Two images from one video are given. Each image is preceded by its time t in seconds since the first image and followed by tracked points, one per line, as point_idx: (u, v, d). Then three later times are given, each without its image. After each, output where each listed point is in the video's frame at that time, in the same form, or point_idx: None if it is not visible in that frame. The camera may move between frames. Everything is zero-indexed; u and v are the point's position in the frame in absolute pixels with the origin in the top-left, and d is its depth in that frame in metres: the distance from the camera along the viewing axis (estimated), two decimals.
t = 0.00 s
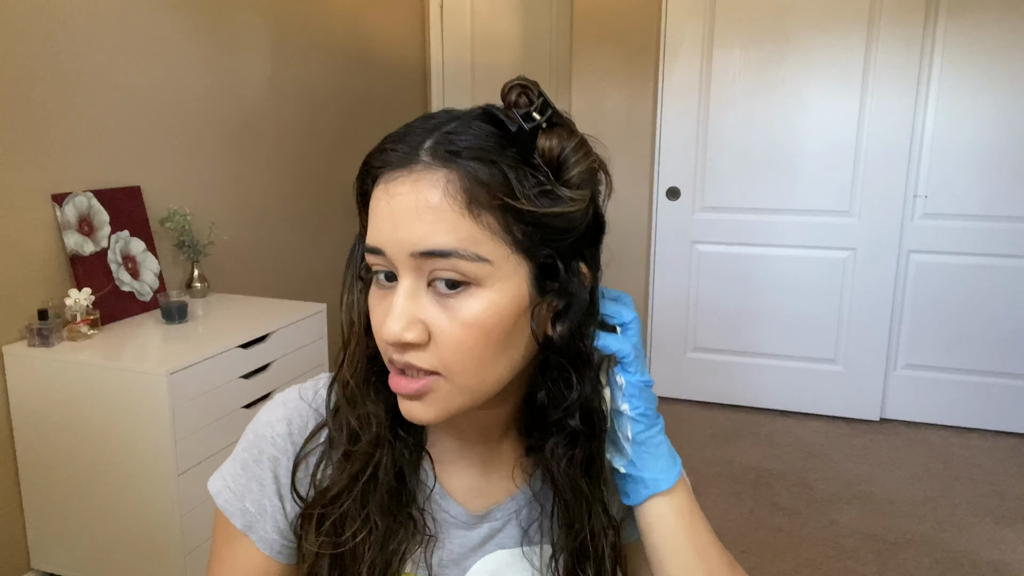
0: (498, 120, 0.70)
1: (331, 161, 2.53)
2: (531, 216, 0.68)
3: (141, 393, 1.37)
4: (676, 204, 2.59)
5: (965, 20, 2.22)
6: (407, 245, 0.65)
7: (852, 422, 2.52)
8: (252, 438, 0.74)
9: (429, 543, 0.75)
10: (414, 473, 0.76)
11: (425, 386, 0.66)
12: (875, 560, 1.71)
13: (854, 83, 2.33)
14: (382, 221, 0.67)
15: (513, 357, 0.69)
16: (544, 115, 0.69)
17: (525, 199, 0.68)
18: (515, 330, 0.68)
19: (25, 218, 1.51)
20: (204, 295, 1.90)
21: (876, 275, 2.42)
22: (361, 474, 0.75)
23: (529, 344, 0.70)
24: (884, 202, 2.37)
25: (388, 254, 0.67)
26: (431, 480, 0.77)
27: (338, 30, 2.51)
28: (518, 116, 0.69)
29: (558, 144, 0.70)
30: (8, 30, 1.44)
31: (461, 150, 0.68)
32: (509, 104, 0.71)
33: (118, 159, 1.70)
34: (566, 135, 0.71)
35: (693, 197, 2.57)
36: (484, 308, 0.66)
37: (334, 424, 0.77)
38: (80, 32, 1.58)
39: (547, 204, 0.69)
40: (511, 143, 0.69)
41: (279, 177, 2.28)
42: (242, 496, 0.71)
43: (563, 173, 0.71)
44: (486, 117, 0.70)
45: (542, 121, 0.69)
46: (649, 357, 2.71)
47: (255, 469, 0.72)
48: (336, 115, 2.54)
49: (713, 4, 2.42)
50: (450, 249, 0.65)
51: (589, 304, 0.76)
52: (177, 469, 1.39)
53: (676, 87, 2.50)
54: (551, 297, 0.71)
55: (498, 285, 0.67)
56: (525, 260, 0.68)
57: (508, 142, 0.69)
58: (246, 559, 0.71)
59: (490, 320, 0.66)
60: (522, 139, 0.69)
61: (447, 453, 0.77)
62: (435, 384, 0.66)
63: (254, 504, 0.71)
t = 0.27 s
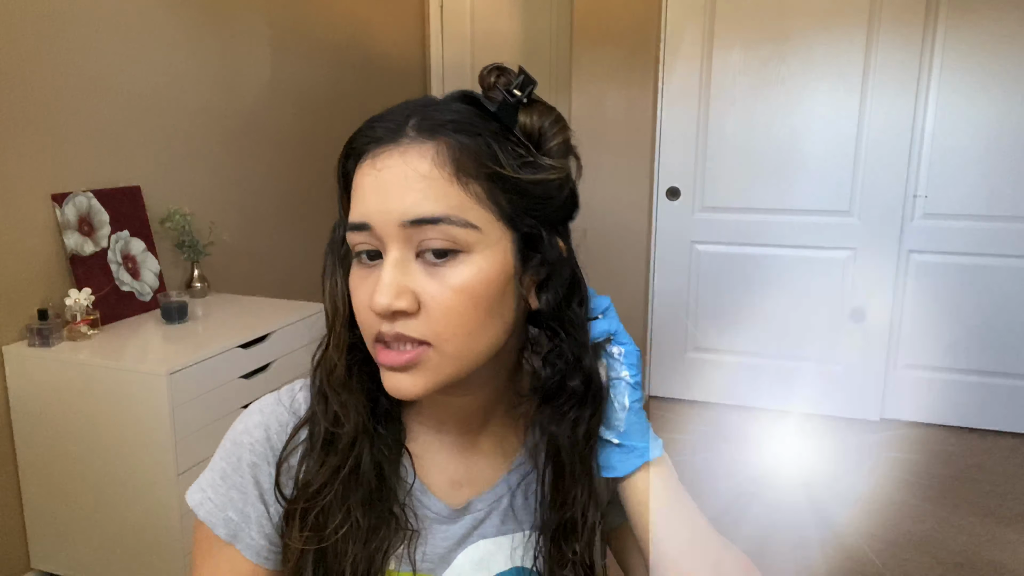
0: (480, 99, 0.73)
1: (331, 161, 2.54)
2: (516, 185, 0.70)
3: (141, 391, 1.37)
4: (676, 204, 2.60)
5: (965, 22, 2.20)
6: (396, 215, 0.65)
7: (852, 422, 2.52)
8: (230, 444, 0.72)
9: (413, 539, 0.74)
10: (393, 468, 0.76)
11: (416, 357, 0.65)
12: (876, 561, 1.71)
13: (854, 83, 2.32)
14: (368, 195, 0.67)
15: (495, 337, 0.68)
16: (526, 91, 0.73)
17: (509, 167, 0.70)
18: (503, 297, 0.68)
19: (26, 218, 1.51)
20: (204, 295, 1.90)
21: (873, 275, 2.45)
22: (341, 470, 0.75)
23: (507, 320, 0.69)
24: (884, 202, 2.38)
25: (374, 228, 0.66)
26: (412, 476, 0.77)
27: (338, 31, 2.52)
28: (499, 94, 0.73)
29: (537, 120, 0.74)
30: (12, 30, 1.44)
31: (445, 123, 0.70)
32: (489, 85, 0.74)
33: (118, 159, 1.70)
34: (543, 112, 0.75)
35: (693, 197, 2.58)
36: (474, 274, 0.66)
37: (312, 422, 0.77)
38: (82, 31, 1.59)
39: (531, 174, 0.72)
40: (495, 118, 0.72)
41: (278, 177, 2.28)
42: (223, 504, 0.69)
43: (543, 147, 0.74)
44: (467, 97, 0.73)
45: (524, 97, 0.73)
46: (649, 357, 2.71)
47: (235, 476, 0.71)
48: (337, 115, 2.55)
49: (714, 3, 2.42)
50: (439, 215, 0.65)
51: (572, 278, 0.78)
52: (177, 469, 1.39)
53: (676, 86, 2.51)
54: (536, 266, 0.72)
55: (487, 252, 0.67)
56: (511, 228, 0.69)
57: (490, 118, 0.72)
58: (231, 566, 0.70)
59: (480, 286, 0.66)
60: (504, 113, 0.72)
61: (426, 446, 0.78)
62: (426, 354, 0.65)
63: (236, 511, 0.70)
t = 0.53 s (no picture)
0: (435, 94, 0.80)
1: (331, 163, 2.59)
2: (473, 169, 0.76)
3: (140, 392, 1.40)
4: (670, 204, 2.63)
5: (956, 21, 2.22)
6: (357, 204, 0.70)
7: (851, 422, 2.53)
8: (225, 443, 0.79)
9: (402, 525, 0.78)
10: (378, 460, 0.82)
11: (382, 338, 0.71)
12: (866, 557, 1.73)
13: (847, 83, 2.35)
14: (331, 188, 0.72)
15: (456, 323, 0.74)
16: (477, 81, 0.80)
17: (466, 153, 0.77)
18: (463, 282, 0.73)
19: (28, 218, 1.56)
20: (204, 295, 1.94)
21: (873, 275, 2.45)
22: (330, 460, 0.81)
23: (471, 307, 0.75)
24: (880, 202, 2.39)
25: (336, 218, 0.71)
26: (395, 467, 0.82)
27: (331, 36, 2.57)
28: (453, 87, 0.80)
29: (490, 108, 0.80)
30: (17, 37, 1.51)
31: (404, 114, 0.77)
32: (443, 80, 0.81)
33: (118, 160, 1.76)
34: (496, 100, 0.81)
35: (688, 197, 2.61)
36: (434, 257, 0.71)
37: (300, 419, 0.84)
38: (83, 37, 1.65)
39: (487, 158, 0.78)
40: (451, 108, 0.79)
41: (275, 179, 2.32)
42: (223, 496, 0.76)
43: (497, 134, 0.81)
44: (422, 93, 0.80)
45: (475, 87, 0.80)
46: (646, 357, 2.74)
47: (233, 471, 0.78)
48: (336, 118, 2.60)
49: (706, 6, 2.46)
50: (398, 200, 0.70)
51: (533, 259, 0.84)
52: (177, 468, 1.42)
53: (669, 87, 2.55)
54: (495, 248, 0.77)
55: (445, 235, 0.72)
56: (470, 210, 0.75)
57: (446, 109, 0.79)
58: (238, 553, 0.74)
59: (440, 267, 0.71)
60: (458, 104, 0.79)
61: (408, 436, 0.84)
62: (393, 335, 0.71)
63: (237, 501, 0.76)
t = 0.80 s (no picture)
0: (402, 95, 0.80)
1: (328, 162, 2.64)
2: (444, 169, 0.77)
3: (140, 392, 1.45)
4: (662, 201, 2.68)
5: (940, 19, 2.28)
6: (330, 212, 0.70)
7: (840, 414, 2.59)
8: (235, 437, 0.80)
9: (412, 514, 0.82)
10: (383, 449, 0.85)
11: (365, 343, 0.72)
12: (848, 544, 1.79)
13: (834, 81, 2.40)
14: (303, 196, 0.72)
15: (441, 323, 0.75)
16: (443, 81, 0.80)
17: (435, 154, 0.77)
18: (440, 284, 0.74)
19: (29, 220, 1.62)
20: (204, 294, 2.01)
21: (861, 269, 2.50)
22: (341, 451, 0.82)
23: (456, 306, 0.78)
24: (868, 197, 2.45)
25: (310, 226, 0.71)
26: (398, 458, 0.85)
27: (326, 38, 2.63)
28: (420, 87, 0.80)
29: (458, 107, 0.81)
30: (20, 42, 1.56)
31: (371, 117, 0.78)
32: (410, 79, 0.81)
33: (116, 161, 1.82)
34: (464, 99, 0.81)
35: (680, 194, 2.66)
36: (410, 260, 0.72)
37: (302, 416, 0.84)
38: (83, 42, 1.71)
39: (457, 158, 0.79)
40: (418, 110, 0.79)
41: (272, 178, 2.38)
42: (248, 478, 0.75)
43: (465, 133, 0.81)
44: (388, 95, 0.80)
45: (442, 86, 0.79)
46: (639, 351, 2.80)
47: (251, 457, 0.78)
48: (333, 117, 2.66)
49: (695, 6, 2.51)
50: (371, 206, 0.71)
51: (504, 257, 0.86)
52: (177, 469, 1.47)
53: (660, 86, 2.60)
54: (470, 249, 0.79)
55: (419, 238, 0.73)
56: (442, 211, 0.76)
57: (414, 109, 0.80)
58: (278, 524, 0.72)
59: (418, 270, 0.72)
60: (426, 104, 0.79)
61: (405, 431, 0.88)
62: (375, 338, 0.72)
63: (264, 481, 0.75)
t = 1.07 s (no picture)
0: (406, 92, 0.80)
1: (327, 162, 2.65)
2: (445, 164, 0.77)
3: (140, 392, 1.45)
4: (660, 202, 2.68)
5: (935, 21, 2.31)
6: (333, 206, 0.70)
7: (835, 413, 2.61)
8: (226, 450, 0.81)
9: (406, 516, 0.81)
10: (378, 453, 0.84)
11: (364, 340, 0.72)
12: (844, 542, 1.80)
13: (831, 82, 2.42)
14: (307, 190, 0.72)
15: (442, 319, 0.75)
16: (447, 76, 0.79)
17: (438, 149, 0.77)
18: (444, 276, 0.74)
19: (29, 219, 1.62)
20: (203, 294, 2.01)
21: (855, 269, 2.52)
22: (330, 456, 0.82)
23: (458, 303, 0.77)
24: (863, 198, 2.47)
25: (314, 220, 0.71)
26: (394, 459, 0.84)
27: (327, 38, 2.64)
28: (423, 84, 0.80)
29: (461, 104, 0.80)
30: (22, 42, 1.57)
31: (376, 113, 0.78)
32: (413, 76, 0.81)
33: (117, 161, 1.83)
34: (466, 95, 0.81)
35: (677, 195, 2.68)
36: (413, 255, 0.72)
37: (296, 418, 0.85)
38: (84, 42, 1.71)
39: (459, 153, 0.79)
40: (422, 106, 0.79)
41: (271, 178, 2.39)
42: (231, 498, 0.78)
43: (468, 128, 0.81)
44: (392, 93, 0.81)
45: (445, 82, 0.79)
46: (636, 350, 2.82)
47: (236, 475, 0.80)
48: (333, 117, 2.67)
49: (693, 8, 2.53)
50: (374, 200, 0.71)
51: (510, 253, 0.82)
52: (177, 469, 1.47)
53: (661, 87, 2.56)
54: (475, 244, 0.78)
55: (421, 233, 0.73)
56: (446, 206, 0.76)
57: (418, 105, 0.80)
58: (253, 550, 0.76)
59: (419, 266, 0.72)
60: (429, 100, 0.79)
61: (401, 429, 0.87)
62: (376, 334, 0.72)
63: (246, 502, 0.78)
